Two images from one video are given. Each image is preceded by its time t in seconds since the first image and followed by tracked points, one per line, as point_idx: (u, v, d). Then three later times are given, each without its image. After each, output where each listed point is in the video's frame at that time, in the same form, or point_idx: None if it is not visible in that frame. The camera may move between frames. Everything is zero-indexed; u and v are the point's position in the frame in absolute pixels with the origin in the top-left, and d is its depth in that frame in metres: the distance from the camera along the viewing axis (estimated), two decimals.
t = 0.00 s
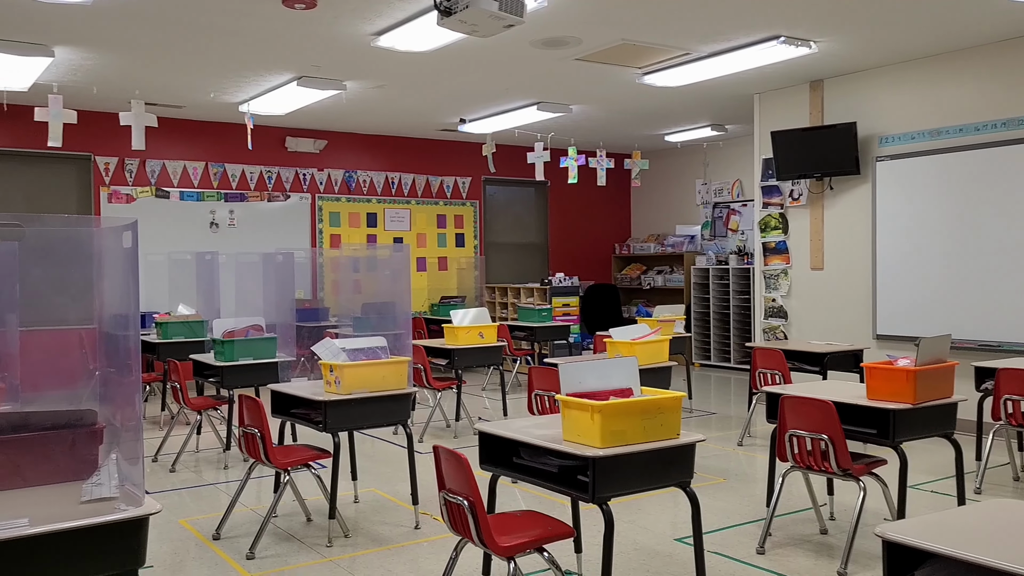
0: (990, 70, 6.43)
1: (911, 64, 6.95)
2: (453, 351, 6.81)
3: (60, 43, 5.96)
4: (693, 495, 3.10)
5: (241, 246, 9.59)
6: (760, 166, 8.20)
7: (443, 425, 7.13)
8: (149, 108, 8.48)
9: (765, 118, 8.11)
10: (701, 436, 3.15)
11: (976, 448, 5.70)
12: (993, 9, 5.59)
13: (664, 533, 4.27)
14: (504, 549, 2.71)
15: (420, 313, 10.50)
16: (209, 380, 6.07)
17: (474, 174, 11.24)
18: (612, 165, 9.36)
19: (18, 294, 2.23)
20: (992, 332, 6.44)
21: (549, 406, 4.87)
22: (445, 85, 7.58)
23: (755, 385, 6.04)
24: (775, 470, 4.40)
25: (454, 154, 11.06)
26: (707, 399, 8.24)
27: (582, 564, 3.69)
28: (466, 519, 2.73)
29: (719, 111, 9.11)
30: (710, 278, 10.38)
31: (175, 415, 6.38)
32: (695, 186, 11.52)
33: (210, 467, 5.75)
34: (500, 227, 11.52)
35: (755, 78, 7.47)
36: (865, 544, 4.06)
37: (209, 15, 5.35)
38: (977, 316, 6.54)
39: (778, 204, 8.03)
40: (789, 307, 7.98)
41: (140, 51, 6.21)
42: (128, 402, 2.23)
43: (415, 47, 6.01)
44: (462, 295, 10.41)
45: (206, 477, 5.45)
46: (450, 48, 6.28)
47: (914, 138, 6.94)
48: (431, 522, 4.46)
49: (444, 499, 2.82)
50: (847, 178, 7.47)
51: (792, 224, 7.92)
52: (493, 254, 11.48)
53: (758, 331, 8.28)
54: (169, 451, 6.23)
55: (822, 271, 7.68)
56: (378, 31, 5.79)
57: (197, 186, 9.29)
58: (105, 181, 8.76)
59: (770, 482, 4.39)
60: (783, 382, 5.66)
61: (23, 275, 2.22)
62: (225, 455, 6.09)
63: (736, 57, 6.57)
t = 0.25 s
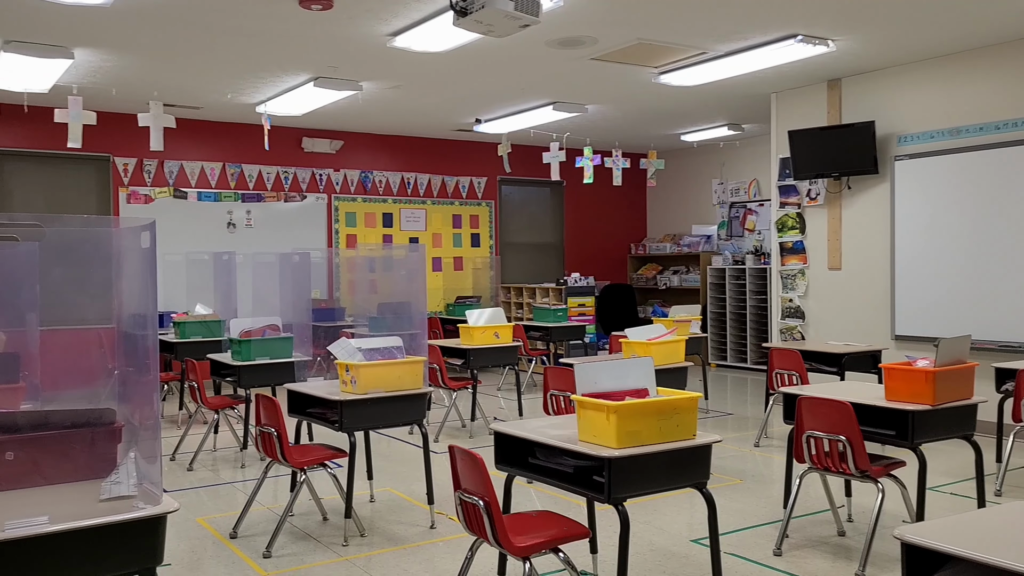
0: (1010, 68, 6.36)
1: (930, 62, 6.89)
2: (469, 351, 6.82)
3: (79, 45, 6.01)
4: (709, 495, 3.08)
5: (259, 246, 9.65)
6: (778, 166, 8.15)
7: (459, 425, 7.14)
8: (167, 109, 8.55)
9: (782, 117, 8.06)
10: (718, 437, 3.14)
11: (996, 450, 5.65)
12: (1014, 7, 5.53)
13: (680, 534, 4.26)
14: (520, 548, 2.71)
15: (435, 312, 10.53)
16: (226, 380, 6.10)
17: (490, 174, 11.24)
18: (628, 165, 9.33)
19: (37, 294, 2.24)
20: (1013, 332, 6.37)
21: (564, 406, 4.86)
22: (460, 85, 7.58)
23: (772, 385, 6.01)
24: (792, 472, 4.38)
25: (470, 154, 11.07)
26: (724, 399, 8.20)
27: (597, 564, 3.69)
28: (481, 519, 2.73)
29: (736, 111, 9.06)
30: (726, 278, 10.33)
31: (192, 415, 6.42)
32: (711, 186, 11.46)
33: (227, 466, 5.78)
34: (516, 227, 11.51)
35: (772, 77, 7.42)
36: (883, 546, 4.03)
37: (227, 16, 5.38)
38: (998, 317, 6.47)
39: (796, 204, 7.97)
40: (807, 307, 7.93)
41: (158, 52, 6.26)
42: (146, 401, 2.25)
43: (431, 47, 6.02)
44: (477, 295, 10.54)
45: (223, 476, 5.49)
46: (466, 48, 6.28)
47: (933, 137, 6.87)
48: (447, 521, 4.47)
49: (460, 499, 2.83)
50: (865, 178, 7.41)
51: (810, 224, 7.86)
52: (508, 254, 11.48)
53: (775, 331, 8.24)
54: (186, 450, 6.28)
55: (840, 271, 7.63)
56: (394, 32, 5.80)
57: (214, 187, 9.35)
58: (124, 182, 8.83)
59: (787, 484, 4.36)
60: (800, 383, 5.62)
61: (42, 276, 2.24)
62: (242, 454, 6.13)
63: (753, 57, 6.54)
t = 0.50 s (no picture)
0: None
1: (958, 59, 6.79)
2: (490, 351, 6.83)
3: (105, 47, 6.08)
4: (732, 497, 3.06)
5: (281, 246, 9.71)
6: (802, 165, 8.08)
7: (481, 424, 7.15)
8: (191, 110, 8.63)
9: (806, 115, 7.99)
10: (741, 438, 3.11)
11: None
12: None
13: (702, 535, 4.23)
14: (541, 548, 2.70)
15: (456, 312, 10.45)
16: (249, 379, 6.15)
17: (511, 174, 11.24)
18: (649, 164, 9.28)
19: (64, 294, 2.28)
20: None
21: (585, 406, 4.85)
22: (482, 85, 7.59)
23: (796, 386, 5.95)
24: (816, 473, 4.34)
25: (492, 154, 11.08)
26: (747, 400, 8.14)
27: (619, 565, 3.68)
28: (502, 519, 2.73)
29: (759, 109, 8.99)
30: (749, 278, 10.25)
31: (217, 413, 6.48)
32: (734, 185, 11.39)
33: (251, 464, 5.83)
34: (537, 227, 11.51)
35: (797, 75, 7.36)
36: (909, 549, 3.98)
37: (250, 18, 5.42)
38: None
39: (820, 203, 7.90)
40: (831, 308, 7.86)
41: (183, 54, 6.32)
42: (172, 400, 2.30)
43: (452, 47, 6.03)
44: (498, 295, 10.35)
45: (247, 474, 5.53)
46: (488, 48, 6.28)
47: (960, 135, 6.79)
48: (469, 521, 4.48)
49: (481, 498, 2.83)
50: (890, 176, 7.33)
51: (834, 223, 7.79)
52: (530, 253, 11.48)
53: (798, 332, 8.16)
54: (210, 449, 6.33)
55: (865, 271, 7.55)
56: (416, 32, 5.81)
57: (238, 187, 9.43)
58: (149, 182, 8.93)
59: (811, 485, 4.32)
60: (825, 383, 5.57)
61: (69, 276, 2.27)
62: (265, 453, 6.17)
63: (777, 55, 6.48)
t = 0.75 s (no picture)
0: None
1: (985, 56, 6.70)
2: (511, 351, 6.82)
3: (130, 50, 6.14)
4: (754, 498, 3.04)
5: (302, 246, 9.77)
6: (825, 163, 8.01)
7: (501, 424, 7.15)
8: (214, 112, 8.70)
9: (829, 114, 7.92)
10: (763, 439, 3.09)
11: None
12: None
13: (724, 537, 4.20)
14: (561, 549, 2.70)
15: (477, 312, 10.50)
16: (271, 378, 6.19)
17: (532, 174, 11.24)
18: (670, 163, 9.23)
19: (89, 294, 2.29)
20: None
21: (606, 407, 4.83)
22: (502, 85, 7.58)
23: (819, 387, 5.90)
24: (840, 475, 4.29)
25: (512, 154, 11.08)
26: (769, 401, 8.08)
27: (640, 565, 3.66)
28: (523, 519, 2.72)
29: (781, 108, 8.92)
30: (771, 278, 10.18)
31: (239, 412, 6.53)
32: (756, 185, 11.31)
33: (272, 463, 5.86)
34: (558, 227, 11.50)
35: (820, 72, 7.29)
36: (934, 552, 3.93)
37: (271, 19, 5.46)
38: None
39: (843, 202, 7.82)
40: (854, 308, 7.78)
41: (206, 56, 6.37)
42: (195, 399, 2.31)
43: (473, 47, 6.03)
44: (518, 294, 10.61)
45: (269, 473, 5.57)
46: (508, 47, 6.27)
47: (986, 133, 6.70)
48: (489, 521, 4.48)
49: (501, 498, 2.83)
50: (915, 175, 7.24)
51: (857, 222, 7.71)
52: (550, 253, 11.47)
53: (821, 332, 8.09)
54: (233, 447, 6.38)
55: (888, 270, 7.47)
56: (437, 32, 5.82)
57: (260, 188, 9.50)
58: (172, 183, 9.01)
59: (834, 487, 4.28)
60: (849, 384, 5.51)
61: (94, 276, 2.29)
62: (287, 451, 6.22)
63: (800, 52, 6.42)
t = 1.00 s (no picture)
0: None
1: (1012, 53, 6.61)
2: (531, 351, 6.82)
3: (154, 51, 6.20)
4: (776, 500, 3.02)
5: (324, 246, 9.82)
6: (848, 163, 7.93)
7: (521, 424, 7.15)
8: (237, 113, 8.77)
9: (853, 112, 7.85)
10: (785, 440, 3.06)
11: None
12: None
13: (746, 538, 4.17)
14: (582, 549, 2.69)
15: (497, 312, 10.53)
16: (293, 377, 6.22)
17: (552, 173, 11.23)
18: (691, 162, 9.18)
19: (114, 294, 2.33)
20: None
21: (627, 407, 4.81)
22: (522, 85, 7.58)
23: (843, 388, 5.84)
24: (863, 476, 4.24)
25: (532, 154, 11.08)
26: (791, 402, 8.02)
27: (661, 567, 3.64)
28: (543, 519, 2.72)
29: (804, 106, 8.85)
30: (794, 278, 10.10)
31: (261, 411, 6.57)
32: (778, 184, 11.23)
33: (294, 461, 5.90)
34: (578, 227, 11.48)
35: (843, 71, 7.22)
36: (960, 555, 3.89)
37: (294, 21, 5.49)
38: None
39: (867, 201, 7.74)
40: (878, 308, 7.70)
41: (229, 57, 6.42)
42: (218, 397, 2.33)
43: (494, 47, 6.04)
44: (539, 295, 10.33)
45: (291, 472, 5.60)
46: (529, 47, 6.27)
47: (1014, 131, 6.61)
48: (509, 520, 4.48)
49: (522, 498, 2.82)
50: (941, 174, 7.16)
51: (881, 222, 7.63)
52: (571, 253, 11.45)
53: (845, 332, 8.00)
54: (255, 446, 6.42)
55: (913, 270, 7.39)
56: (458, 32, 5.83)
57: (282, 188, 9.56)
58: (196, 184, 9.09)
59: (857, 489, 4.24)
60: (873, 385, 5.45)
61: (119, 277, 2.31)
62: (308, 450, 6.25)
63: (823, 50, 6.37)
